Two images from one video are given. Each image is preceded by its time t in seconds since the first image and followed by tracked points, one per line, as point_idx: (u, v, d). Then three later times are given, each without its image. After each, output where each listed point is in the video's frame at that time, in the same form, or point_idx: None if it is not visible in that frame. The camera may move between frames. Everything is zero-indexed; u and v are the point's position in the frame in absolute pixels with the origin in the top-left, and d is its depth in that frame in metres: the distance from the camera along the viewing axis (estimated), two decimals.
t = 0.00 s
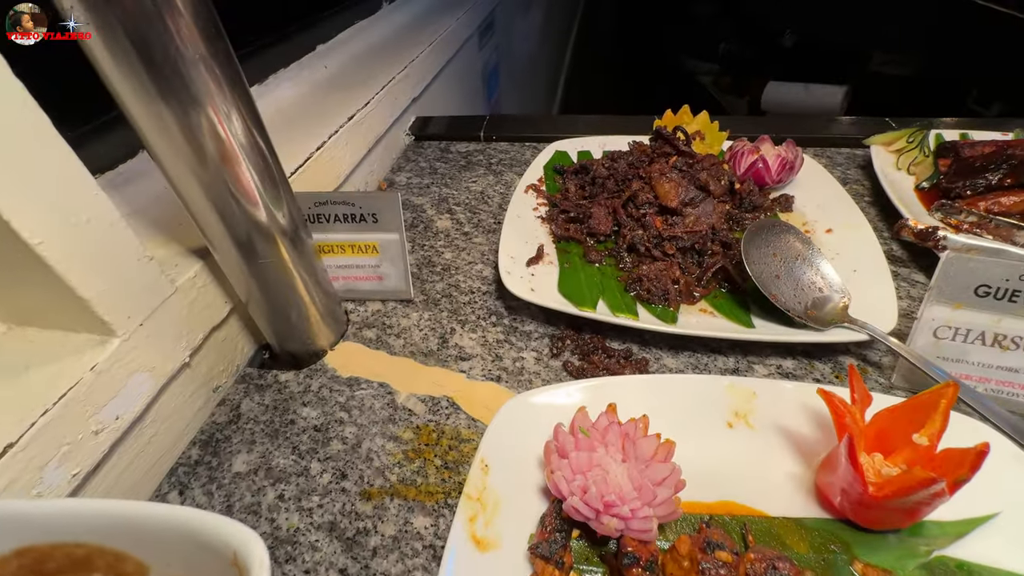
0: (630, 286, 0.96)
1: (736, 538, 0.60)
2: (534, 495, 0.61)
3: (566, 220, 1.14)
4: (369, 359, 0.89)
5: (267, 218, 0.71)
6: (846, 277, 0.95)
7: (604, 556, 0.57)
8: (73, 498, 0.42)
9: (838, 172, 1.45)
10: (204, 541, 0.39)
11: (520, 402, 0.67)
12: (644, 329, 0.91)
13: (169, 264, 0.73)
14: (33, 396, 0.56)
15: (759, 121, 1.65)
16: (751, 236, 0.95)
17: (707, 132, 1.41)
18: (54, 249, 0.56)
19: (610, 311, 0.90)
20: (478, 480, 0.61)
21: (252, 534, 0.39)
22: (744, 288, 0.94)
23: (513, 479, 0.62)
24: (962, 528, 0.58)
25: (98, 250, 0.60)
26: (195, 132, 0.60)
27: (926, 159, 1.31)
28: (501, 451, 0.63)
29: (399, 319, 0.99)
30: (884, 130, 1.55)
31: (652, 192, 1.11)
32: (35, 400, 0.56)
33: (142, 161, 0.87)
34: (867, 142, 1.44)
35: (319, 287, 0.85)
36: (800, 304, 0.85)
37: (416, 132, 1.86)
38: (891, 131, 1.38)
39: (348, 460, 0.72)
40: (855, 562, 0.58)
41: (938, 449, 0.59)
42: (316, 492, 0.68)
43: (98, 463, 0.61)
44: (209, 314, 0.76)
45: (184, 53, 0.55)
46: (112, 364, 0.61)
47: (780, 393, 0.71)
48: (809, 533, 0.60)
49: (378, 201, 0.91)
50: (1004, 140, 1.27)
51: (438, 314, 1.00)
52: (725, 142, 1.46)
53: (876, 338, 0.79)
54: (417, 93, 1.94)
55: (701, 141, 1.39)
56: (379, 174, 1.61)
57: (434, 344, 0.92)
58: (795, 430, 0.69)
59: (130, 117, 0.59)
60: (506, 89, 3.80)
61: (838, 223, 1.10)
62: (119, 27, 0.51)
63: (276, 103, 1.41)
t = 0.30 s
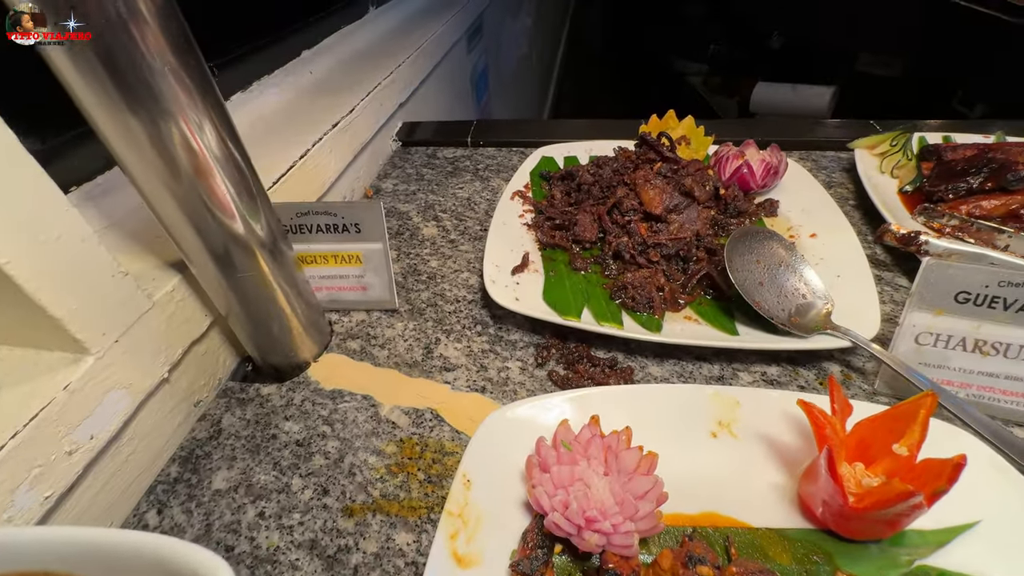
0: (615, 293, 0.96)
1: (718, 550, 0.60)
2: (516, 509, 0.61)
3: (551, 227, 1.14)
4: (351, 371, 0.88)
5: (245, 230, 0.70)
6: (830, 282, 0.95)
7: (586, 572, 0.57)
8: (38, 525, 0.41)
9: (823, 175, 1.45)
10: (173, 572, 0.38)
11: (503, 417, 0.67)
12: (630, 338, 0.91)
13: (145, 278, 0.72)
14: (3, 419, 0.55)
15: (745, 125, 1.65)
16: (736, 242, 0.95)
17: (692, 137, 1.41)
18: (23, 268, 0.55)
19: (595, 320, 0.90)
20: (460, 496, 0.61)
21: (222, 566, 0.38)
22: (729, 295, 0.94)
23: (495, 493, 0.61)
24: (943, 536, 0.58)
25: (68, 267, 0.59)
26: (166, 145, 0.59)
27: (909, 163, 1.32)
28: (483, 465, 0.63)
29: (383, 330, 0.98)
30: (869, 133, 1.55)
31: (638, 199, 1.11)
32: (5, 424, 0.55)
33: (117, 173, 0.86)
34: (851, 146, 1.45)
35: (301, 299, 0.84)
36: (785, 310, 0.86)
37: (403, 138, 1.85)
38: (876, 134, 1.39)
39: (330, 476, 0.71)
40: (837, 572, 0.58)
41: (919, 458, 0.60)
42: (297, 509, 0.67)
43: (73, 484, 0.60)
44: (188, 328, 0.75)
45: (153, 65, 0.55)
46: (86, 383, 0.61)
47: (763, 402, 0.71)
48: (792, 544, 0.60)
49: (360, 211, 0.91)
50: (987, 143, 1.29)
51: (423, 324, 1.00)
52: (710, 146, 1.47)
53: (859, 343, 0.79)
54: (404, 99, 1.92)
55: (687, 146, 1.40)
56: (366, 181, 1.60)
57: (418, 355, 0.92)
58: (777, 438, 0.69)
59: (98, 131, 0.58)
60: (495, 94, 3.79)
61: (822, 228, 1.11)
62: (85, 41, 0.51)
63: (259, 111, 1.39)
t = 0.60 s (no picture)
0: (606, 297, 0.96)
1: (710, 556, 0.61)
2: (509, 517, 0.61)
3: (542, 232, 1.14)
4: (341, 379, 0.88)
5: (231, 238, 0.69)
6: (819, 283, 0.95)
7: None
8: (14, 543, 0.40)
9: (812, 176, 1.46)
10: None
11: (495, 424, 0.67)
12: (621, 342, 0.91)
13: (132, 288, 0.71)
14: None
15: (734, 126, 1.66)
16: (724, 246, 0.95)
17: (682, 139, 1.42)
18: (4, 281, 0.54)
19: (586, 325, 0.90)
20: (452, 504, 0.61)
21: None
22: (720, 297, 0.94)
23: (488, 501, 0.61)
24: (931, 537, 0.59)
25: (51, 279, 0.58)
26: (149, 153, 0.59)
27: (896, 165, 1.34)
28: (474, 472, 0.63)
29: (374, 336, 0.98)
30: (857, 134, 1.56)
31: (628, 202, 1.11)
32: None
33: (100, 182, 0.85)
34: (839, 148, 1.47)
35: (290, 307, 0.83)
36: (774, 313, 0.86)
37: (394, 141, 1.84)
38: (863, 135, 1.40)
39: (321, 485, 0.71)
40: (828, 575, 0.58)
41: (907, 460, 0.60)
42: (288, 519, 0.67)
43: (58, 499, 0.59)
44: (176, 338, 0.75)
45: (135, 72, 0.54)
46: (71, 395, 0.60)
47: (754, 406, 0.71)
48: (783, 547, 0.61)
49: (350, 216, 0.90)
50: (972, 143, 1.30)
51: (414, 330, 0.99)
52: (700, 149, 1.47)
53: (847, 345, 0.80)
54: (394, 102, 1.92)
55: (676, 148, 1.40)
56: (356, 185, 1.59)
57: (410, 361, 0.92)
58: (768, 441, 0.69)
59: (79, 140, 0.58)
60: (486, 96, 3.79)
61: (810, 229, 1.12)
62: (66, 52, 0.50)
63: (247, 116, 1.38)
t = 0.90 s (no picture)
0: (599, 300, 0.96)
1: (708, 559, 0.60)
2: (505, 524, 0.60)
3: (535, 235, 1.14)
4: (334, 386, 0.87)
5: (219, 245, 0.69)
6: (812, 283, 0.96)
7: None
8: None
9: (802, 176, 1.47)
10: None
11: (489, 431, 0.66)
12: (616, 345, 0.91)
13: (118, 298, 0.70)
14: None
15: (724, 127, 1.67)
16: (715, 248, 0.96)
17: (673, 140, 1.42)
18: None
19: (580, 328, 0.89)
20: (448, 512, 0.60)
21: None
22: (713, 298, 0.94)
23: (483, 508, 0.61)
24: (926, 536, 0.59)
25: (33, 291, 0.57)
26: (133, 160, 0.58)
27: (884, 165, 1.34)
28: (469, 479, 0.62)
29: (367, 342, 0.97)
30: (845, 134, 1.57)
31: (620, 204, 1.10)
32: None
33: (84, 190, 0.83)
34: (827, 149, 1.48)
35: (280, 314, 0.83)
36: (766, 313, 0.86)
37: (384, 145, 1.83)
38: (850, 136, 1.41)
39: (314, 495, 0.70)
40: None
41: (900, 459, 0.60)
42: (281, 531, 0.66)
43: (44, 515, 0.57)
44: (164, 348, 0.74)
45: (117, 79, 0.53)
46: (56, 409, 0.59)
47: (748, 408, 0.71)
48: (780, 549, 0.60)
49: (340, 222, 0.89)
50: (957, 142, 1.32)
51: (407, 335, 0.99)
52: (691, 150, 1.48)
53: (840, 345, 0.80)
54: (384, 105, 1.91)
55: (667, 149, 1.41)
56: (347, 189, 1.58)
57: (404, 367, 0.91)
58: (763, 443, 0.69)
59: (61, 148, 0.57)
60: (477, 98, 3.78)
61: (801, 229, 1.12)
62: (44, 58, 0.49)
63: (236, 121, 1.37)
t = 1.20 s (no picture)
0: (573, 300, 0.95)
1: (677, 558, 0.60)
2: (474, 529, 0.60)
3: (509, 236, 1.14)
4: (304, 393, 0.86)
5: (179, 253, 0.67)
6: (781, 280, 0.97)
7: None
8: None
9: (775, 174, 1.48)
10: None
11: (456, 437, 0.65)
12: (589, 345, 0.90)
13: (76, 307, 0.69)
14: None
15: (700, 126, 1.68)
16: (685, 247, 0.96)
17: (647, 139, 1.43)
18: None
19: (552, 330, 0.89)
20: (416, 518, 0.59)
21: None
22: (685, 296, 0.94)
23: (451, 514, 0.60)
24: (888, 528, 0.59)
25: None
26: (84, 167, 0.57)
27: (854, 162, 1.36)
28: (437, 485, 0.61)
29: (339, 348, 0.96)
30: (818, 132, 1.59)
31: (593, 203, 1.08)
32: None
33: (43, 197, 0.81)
34: (800, 147, 1.49)
35: (248, 321, 0.82)
36: (736, 311, 0.87)
37: (361, 147, 1.82)
38: (821, 134, 1.42)
39: (282, 505, 0.69)
40: (792, 571, 0.58)
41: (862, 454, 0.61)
42: (247, 542, 0.65)
43: None
44: (126, 358, 0.72)
45: (62, 82, 0.52)
46: (9, 422, 0.57)
47: (716, 406, 0.71)
48: (747, 546, 0.61)
49: (309, 226, 0.89)
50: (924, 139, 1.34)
51: (380, 339, 0.98)
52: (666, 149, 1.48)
53: (808, 341, 0.81)
54: (361, 107, 1.89)
55: (641, 149, 1.42)
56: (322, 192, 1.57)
57: (376, 372, 0.90)
58: (733, 441, 0.69)
59: (7, 157, 0.55)
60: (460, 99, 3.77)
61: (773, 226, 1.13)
62: None
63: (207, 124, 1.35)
